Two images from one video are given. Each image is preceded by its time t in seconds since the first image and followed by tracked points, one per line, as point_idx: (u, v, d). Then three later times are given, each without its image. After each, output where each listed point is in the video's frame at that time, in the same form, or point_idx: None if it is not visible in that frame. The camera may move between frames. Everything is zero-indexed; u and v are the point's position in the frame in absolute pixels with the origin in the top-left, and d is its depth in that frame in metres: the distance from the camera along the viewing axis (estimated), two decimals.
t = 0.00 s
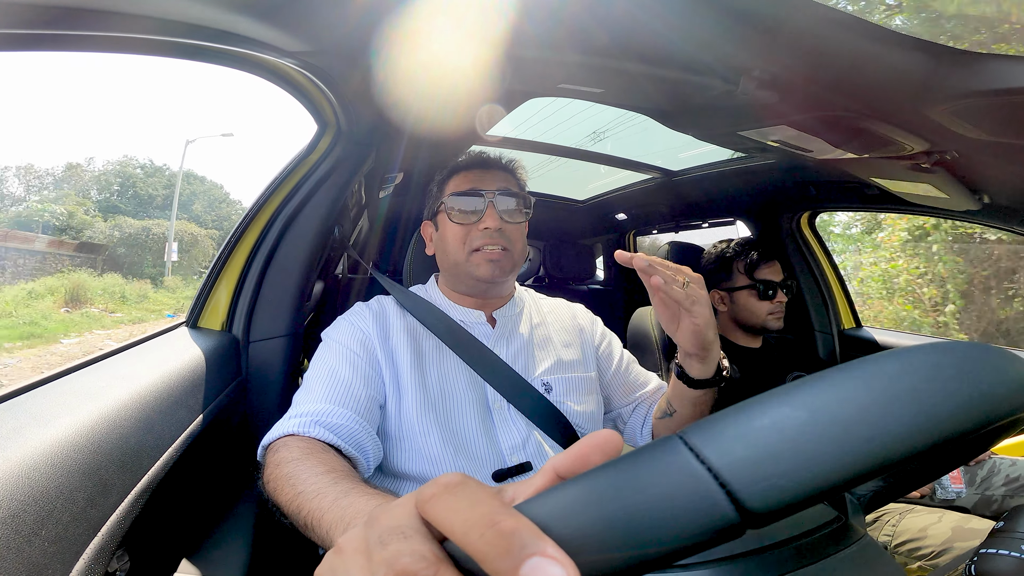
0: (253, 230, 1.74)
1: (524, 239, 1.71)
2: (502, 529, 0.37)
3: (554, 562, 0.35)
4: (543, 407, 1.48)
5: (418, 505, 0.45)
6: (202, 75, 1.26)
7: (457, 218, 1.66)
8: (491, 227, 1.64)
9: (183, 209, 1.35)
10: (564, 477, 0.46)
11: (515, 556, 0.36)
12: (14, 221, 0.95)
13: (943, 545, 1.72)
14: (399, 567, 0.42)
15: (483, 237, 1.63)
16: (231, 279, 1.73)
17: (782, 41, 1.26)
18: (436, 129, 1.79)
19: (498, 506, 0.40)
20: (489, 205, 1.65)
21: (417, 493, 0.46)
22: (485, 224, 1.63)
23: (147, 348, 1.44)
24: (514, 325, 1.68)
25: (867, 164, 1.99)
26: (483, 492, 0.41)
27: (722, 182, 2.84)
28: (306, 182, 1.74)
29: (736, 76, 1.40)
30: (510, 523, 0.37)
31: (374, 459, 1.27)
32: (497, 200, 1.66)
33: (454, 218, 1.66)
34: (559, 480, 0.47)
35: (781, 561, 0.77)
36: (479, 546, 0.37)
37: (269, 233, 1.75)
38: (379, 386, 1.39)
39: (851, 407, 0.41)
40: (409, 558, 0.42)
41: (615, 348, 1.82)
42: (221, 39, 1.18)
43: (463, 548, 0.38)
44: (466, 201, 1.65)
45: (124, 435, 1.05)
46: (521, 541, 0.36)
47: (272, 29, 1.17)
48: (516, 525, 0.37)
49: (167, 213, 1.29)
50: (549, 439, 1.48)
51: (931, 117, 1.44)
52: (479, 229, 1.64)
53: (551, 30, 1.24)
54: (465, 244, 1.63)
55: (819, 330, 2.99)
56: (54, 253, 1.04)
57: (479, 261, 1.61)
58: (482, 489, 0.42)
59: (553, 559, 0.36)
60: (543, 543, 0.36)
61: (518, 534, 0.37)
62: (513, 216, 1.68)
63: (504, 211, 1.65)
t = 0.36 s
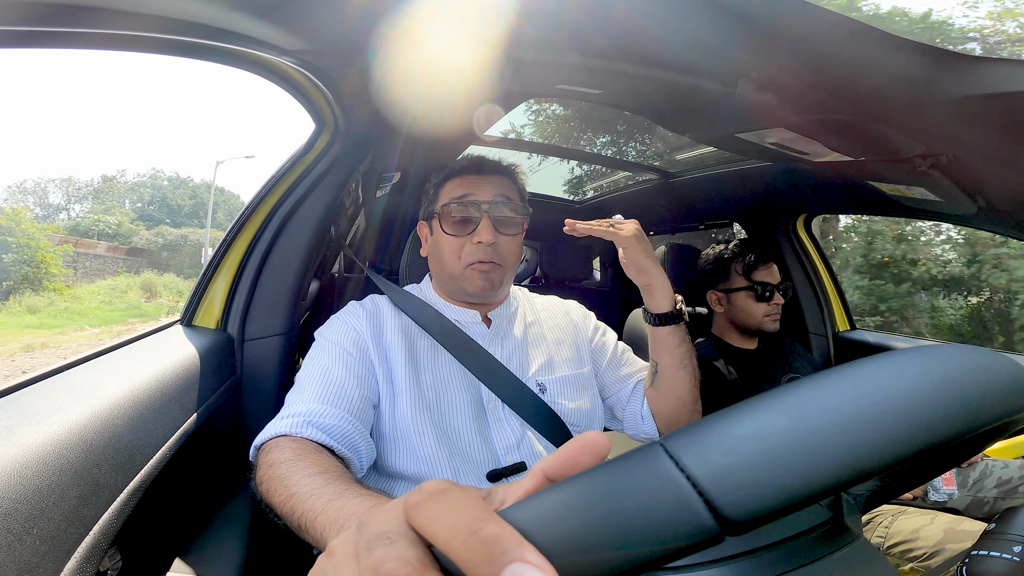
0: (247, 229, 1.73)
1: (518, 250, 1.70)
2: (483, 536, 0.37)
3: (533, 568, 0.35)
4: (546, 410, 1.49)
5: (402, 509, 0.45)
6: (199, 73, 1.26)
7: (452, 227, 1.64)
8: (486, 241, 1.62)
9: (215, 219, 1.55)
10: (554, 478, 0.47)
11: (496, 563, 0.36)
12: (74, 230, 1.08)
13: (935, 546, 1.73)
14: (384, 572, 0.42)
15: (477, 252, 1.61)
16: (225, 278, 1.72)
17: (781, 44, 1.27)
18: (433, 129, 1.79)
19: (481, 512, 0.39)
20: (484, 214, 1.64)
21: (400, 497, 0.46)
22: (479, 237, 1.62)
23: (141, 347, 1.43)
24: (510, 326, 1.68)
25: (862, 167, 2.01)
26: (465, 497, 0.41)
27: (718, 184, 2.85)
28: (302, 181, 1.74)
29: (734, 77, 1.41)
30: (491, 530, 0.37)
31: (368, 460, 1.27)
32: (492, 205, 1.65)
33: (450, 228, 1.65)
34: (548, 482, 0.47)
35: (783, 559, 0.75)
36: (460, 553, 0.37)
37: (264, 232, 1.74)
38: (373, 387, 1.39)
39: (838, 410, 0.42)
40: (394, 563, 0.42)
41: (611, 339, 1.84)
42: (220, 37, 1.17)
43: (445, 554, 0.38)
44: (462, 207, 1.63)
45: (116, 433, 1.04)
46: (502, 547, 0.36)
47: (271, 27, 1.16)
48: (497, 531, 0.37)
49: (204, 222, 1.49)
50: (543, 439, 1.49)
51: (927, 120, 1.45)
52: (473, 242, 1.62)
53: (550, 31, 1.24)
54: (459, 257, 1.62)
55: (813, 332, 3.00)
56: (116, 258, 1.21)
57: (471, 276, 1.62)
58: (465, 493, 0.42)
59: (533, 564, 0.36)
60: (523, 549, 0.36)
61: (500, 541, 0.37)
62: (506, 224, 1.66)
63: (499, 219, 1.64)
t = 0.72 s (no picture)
0: (243, 229, 1.72)
1: (513, 249, 1.68)
2: (443, 551, 0.43)
3: None
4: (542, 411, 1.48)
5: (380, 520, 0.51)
6: (197, 69, 1.25)
7: (444, 227, 1.63)
8: (474, 241, 1.61)
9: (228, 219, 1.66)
10: (535, 482, 0.50)
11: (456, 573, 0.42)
12: (123, 236, 1.23)
13: (927, 549, 1.74)
14: None
15: (465, 252, 1.61)
16: (221, 278, 1.71)
17: (780, 46, 1.27)
18: (432, 128, 1.78)
19: (443, 525, 0.45)
20: (473, 214, 1.63)
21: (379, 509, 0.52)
22: (468, 237, 1.61)
23: (136, 343, 1.42)
24: (508, 328, 1.67)
25: (860, 170, 2.01)
26: (431, 511, 0.47)
27: (717, 186, 2.85)
28: (299, 180, 1.73)
29: (733, 80, 1.41)
30: (451, 544, 0.43)
31: (360, 467, 1.26)
32: (482, 205, 1.63)
33: (439, 230, 1.64)
34: (533, 485, 0.51)
35: (793, 552, 0.72)
36: (425, 564, 0.44)
37: (259, 233, 1.74)
38: (370, 390, 1.38)
39: (846, 413, 0.40)
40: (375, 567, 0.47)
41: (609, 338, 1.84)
42: (218, 32, 1.17)
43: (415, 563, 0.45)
44: (451, 209, 1.62)
45: (110, 428, 1.03)
46: (460, 560, 0.42)
47: (270, 24, 1.16)
48: (456, 546, 0.43)
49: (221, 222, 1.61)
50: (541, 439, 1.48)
51: (925, 124, 1.46)
52: (462, 242, 1.62)
53: (549, 31, 1.24)
54: (449, 258, 1.62)
55: (810, 335, 3.01)
56: (153, 260, 1.37)
57: (461, 278, 1.62)
58: (433, 506, 0.47)
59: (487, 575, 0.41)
60: (480, 560, 0.42)
61: (458, 554, 0.42)
62: (496, 224, 1.65)
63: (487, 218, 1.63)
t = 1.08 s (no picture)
0: (243, 232, 1.72)
1: (519, 263, 1.67)
2: (435, 557, 0.44)
3: None
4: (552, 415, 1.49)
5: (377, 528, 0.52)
6: (196, 74, 1.26)
7: (452, 236, 1.62)
8: (481, 254, 1.60)
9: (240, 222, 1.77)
10: (536, 489, 0.49)
11: None
12: (169, 243, 1.40)
13: (931, 548, 1.74)
14: None
15: (473, 264, 1.60)
16: (221, 280, 1.71)
17: (777, 45, 1.27)
18: (432, 130, 1.79)
19: (435, 532, 0.47)
20: (481, 224, 1.60)
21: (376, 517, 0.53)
22: (474, 249, 1.60)
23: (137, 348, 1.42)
24: (511, 329, 1.67)
25: (858, 169, 2.02)
26: (426, 519, 0.48)
27: (715, 186, 2.86)
28: (299, 182, 1.73)
29: (730, 79, 1.41)
30: (443, 551, 0.44)
31: (370, 462, 1.26)
32: (490, 217, 1.61)
33: (448, 239, 1.62)
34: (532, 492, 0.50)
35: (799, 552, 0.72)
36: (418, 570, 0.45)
37: (260, 235, 1.73)
38: (375, 388, 1.38)
39: (843, 413, 0.40)
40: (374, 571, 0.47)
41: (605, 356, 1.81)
42: (216, 36, 1.17)
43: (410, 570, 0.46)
44: (460, 219, 1.61)
45: (112, 433, 1.04)
46: (453, 565, 0.43)
47: (269, 28, 1.16)
48: (448, 552, 0.44)
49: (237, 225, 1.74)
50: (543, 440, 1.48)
51: (922, 122, 1.46)
52: (470, 253, 1.60)
53: (547, 32, 1.24)
54: (456, 268, 1.62)
55: (810, 334, 3.00)
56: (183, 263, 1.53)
57: (466, 287, 1.62)
58: (427, 514, 0.49)
59: None
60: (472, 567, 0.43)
61: (451, 560, 0.44)
62: (506, 237, 1.62)
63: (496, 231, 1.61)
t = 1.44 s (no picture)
0: (242, 233, 1.72)
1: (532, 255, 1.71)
2: (430, 558, 0.45)
3: None
4: (553, 414, 1.50)
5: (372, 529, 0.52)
6: (196, 74, 1.26)
7: (472, 228, 1.63)
8: (508, 242, 1.62)
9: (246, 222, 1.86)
10: (531, 486, 0.50)
11: None
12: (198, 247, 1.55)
13: (932, 544, 1.74)
14: None
15: (498, 252, 1.60)
16: (220, 280, 1.71)
17: (777, 42, 1.27)
18: (431, 129, 1.79)
19: (431, 533, 0.47)
20: (504, 214, 1.64)
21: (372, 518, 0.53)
22: (502, 237, 1.62)
23: (138, 348, 1.42)
24: (510, 328, 1.67)
25: (858, 165, 2.01)
26: (422, 520, 0.48)
27: (715, 183, 2.85)
28: (298, 181, 1.73)
29: (730, 77, 1.41)
30: (438, 551, 0.45)
31: (367, 465, 1.26)
32: (509, 205, 1.65)
33: (471, 229, 1.63)
34: (529, 490, 0.51)
35: (800, 548, 0.72)
36: (414, 570, 0.45)
37: (258, 235, 1.73)
38: (372, 389, 1.38)
39: (841, 412, 0.40)
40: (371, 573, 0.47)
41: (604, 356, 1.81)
42: (214, 36, 1.17)
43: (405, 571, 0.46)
44: (483, 209, 1.64)
45: (113, 434, 1.04)
46: (449, 566, 0.44)
47: (269, 28, 1.16)
48: (443, 553, 0.44)
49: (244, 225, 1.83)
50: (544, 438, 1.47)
51: (922, 118, 1.46)
52: (495, 242, 1.62)
53: (547, 31, 1.25)
54: (479, 258, 1.60)
55: (809, 330, 3.00)
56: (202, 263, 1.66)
57: (490, 278, 1.60)
58: (423, 515, 0.49)
59: None
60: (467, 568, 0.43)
61: (446, 561, 0.44)
62: (524, 226, 1.67)
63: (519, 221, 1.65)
